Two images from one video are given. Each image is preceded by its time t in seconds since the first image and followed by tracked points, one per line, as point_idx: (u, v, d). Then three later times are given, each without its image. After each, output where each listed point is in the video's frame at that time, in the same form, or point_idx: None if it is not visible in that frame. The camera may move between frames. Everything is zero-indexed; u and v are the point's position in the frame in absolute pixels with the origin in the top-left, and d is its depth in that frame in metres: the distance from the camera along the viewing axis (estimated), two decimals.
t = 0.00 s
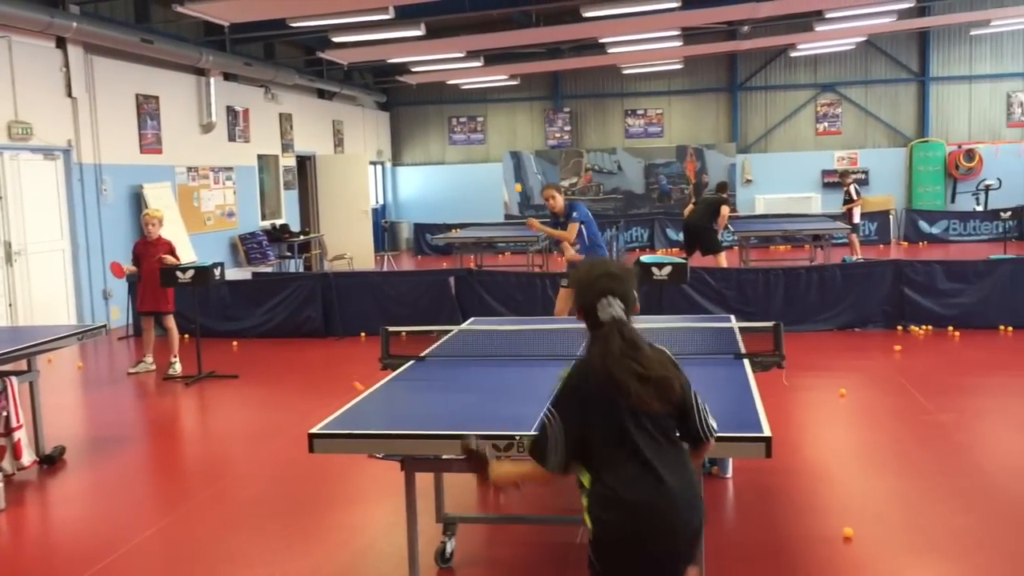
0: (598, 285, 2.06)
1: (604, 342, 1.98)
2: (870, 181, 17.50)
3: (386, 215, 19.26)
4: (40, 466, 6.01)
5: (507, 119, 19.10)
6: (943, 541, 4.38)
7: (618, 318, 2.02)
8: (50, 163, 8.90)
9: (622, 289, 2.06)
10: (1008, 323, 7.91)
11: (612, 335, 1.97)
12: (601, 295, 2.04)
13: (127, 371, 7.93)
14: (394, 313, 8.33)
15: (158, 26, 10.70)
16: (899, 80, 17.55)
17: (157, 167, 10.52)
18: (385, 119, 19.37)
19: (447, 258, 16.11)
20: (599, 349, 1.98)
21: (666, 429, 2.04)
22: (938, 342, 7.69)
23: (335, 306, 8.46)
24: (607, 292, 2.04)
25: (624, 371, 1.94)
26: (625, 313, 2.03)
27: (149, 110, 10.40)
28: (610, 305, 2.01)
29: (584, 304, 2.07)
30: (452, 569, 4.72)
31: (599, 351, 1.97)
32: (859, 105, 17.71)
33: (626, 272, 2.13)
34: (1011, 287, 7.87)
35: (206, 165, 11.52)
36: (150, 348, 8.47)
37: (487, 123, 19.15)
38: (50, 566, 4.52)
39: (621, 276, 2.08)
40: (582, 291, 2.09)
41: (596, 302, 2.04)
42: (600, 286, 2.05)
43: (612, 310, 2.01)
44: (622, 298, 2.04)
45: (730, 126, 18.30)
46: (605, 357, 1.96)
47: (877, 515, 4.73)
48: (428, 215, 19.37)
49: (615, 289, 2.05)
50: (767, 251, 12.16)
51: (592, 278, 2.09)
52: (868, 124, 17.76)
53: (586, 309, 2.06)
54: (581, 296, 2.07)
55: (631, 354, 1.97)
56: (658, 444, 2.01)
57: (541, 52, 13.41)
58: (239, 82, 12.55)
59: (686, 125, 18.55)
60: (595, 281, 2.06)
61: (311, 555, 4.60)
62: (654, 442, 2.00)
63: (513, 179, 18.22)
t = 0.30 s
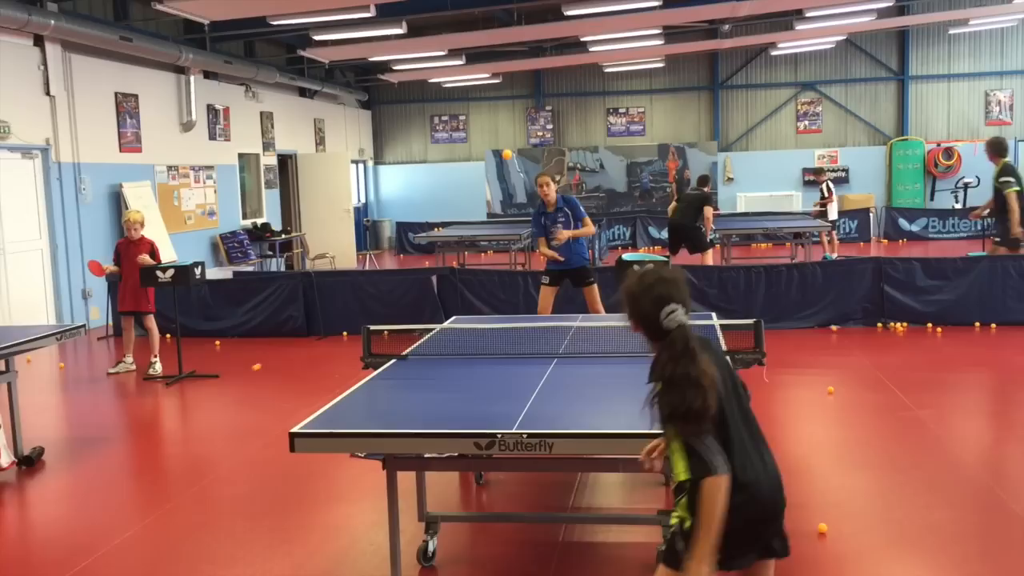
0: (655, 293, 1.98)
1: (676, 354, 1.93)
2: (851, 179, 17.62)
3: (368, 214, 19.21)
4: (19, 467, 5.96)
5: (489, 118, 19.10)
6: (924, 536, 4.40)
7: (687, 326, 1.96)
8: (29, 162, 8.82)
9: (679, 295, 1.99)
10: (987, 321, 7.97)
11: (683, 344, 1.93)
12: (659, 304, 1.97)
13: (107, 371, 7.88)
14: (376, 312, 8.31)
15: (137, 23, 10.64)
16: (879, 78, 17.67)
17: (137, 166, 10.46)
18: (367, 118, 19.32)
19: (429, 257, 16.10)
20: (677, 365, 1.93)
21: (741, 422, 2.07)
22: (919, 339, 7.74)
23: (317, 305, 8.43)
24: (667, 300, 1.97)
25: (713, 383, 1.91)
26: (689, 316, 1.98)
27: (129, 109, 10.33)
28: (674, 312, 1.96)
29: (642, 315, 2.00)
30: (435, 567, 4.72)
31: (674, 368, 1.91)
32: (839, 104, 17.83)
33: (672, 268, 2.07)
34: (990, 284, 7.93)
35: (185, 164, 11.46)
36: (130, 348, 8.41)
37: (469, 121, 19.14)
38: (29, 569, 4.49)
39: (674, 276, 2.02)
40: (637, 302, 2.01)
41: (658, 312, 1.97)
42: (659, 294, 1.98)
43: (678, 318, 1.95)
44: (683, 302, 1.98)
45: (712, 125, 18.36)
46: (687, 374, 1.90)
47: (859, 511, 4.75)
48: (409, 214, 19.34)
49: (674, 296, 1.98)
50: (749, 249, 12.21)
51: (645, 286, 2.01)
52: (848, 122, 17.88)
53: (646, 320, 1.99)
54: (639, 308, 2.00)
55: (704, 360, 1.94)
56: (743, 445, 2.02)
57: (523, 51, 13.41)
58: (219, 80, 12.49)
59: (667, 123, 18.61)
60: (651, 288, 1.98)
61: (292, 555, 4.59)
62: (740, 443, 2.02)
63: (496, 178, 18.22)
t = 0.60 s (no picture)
0: (682, 279, 2.12)
1: (714, 334, 2.08)
2: (835, 177, 17.68)
3: (353, 212, 19.13)
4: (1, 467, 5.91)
5: (474, 116, 19.07)
6: (907, 531, 4.43)
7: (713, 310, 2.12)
8: (10, 160, 8.76)
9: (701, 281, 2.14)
10: (970, 317, 8.03)
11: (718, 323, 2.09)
12: (687, 289, 2.11)
13: (90, 370, 7.83)
14: (361, 310, 8.29)
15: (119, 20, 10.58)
16: (862, 76, 17.76)
17: (120, 164, 10.40)
18: (352, 116, 19.25)
19: (414, 254, 16.06)
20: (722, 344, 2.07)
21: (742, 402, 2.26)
22: (902, 335, 7.79)
23: (302, 303, 8.40)
24: (694, 284, 2.11)
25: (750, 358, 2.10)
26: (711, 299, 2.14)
27: (111, 106, 10.27)
28: (702, 295, 2.10)
29: (671, 302, 2.12)
30: (420, 566, 4.71)
31: (720, 347, 2.05)
32: (823, 102, 17.92)
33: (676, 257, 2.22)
34: (971, 281, 7.99)
35: (168, 162, 11.39)
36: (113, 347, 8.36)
37: (454, 119, 19.11)
38: (11, 569, 4.45)
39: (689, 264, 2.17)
40: (665, 290, 2.12)
41: (690, 296, 2.10)
42: (686, 279, 2.11)
43: (707, 300, 2.10)
44: (706, 286, 2.14)
45: (696, 123, 18.40)
46: (732, 352, 2.06)
47: (844, 507, 4.78)
48: (394, 212, 19.29)
49: (698, 281, 2.13)
50: (733, 247, 12.26)
51: (667, 276, 2.13)
52: (832, 120, 17.96)
53: (675, 306, 2.11)
54: (667, 294, 2.12)
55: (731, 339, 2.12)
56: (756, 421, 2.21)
57: (508, 48, 13.41)
58: (202, 77, 12.43)
59: (652, 121, 18.63)
60: (679, 276, 2.11)
61: (277, 554, 4.58)
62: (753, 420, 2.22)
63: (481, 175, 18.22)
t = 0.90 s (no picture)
0: (673, 264, 2.12)
1: (693, 321, 2.07)
2: (816, 175, 17.78)
3: (335, 211, 19.07)
4: None
5: (457, 115, 19.07)
6: (888, 527, 4.46)
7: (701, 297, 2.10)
8: None
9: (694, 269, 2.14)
10: (949, 314, 8.09)
11: (699, 311, 2.08)
12: (676, 273, 2.11)
13: (70, 370, 7.78)
14: (344, 309, 8.27)
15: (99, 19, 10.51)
16: (843, 75, 17.87)
17: (100, 162, 10.33)
18: (334, 114, 19.19)
19: (397, 253, 16.05)
20: (698, 331, 2.06)
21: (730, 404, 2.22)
22: (883, 333, 7.84)
23: (285, 302, 8.37)
24: (685, 270, 2.11)
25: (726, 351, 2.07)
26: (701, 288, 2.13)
27: (91, 104, 10.20)
28: (690, 281, 2.09)
29: (660, 286, 2.13)
30: (404, 564, 4.71)
31: (695, 334, 2.04)
32: (804, 101, 18.02)
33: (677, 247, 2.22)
34: (950, 279, 8.06)
35: (149, 161, 11.33)
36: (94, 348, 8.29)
37: (436, 118, 19.09)
38: None
39: (686, 252, 2.17)
40: (655, 274, 2.13)
41: (676, 281, 2.10)
42: (677, 265, 2.11)
43: (695, 286, 2.09)
44: (698, 274, 2.13)
45: (678, 122, 18.46)
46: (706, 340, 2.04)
47: (826, 504, 4.80)
48: (377, 210, 19.25)
49: (690, 268, 2.12)
50: (716, 246, 12.31)
51: (660, 260, 2.14)
52: (813, 119, 18.07)
53: (662, 290, 2.12)
54: (657, 278, 2.13)
55: (713, 331, 2.10)
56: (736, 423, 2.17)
57: (491, 47, 13.41)
58: (183, 76, 12.37)
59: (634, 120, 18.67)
60: (670, 261, 2.12)
61: (259, 553, 4.56)
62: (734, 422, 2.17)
63: (464, 174, 18.20)
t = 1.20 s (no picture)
0: (670, 256, 2.07)
1: (684, 313, 2.00)
2: (795, 174, 17.91)
3: (315, 211, 18.98)
4: None
5: (437, 114, 19.06)
6: (866, 523, 4.50)
7: (695, 292, 2.03)
8: None
9: (694, 264, 2.07)
10: (926, 312, 8.16)
11: (691, 305, 2.01)
12: (673, 267, 2.06)
13: (46, 371, 7.71)
14: (324, 309, 8.25)
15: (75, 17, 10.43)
16: (821, 75, 18.01)
17: (77, 162, 10.25)
18: (314, 114, 19.12)
19: (377, 253, 16.02)
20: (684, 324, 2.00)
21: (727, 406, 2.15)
22: (861, 330, 7.89)
23: (263, 303, 8.33)
24: (681, 264, 2.05)
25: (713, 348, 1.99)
26: (700, 283, 2.06)
27: (67, 104, 10.12)
28: (685, 274, 2.03)
29: (655, 279, 2.08)
30: (384, 564, 4.70)
31: (680, 328, 1.98)
32: (782, 100, 18.14)
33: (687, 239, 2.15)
34: (927, 277, 8.14)
35: (126, 160, 11.25)
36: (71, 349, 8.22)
37: (416, 117, 19.07)
38: None
39: (690, 245, 2.10)
40: (651, 265, 2.09)
41: (669, 274, 2.05)
42: (673, 258, 2.06)
43: (689, 281, 2.03)
44: (697, 268, 2.06)
45: (657, 121, 18.53)
46: (693, 336, 1.97)
47: (806, 500, 4.83)
48: (357, 210, 19.20)
49: (689, 262, 2.06)
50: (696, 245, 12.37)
51: (659, 251, 2.09)
52: (791, 119, 18.19)
53: (658, 282, 2.07)
54: (654, 269, 2.09)
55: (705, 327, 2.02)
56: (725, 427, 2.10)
57: (470, 46, 13.42)
58: (160, 75, 12.30)
59: (614, 119, 18.72)
60: (666, 253, 2.06)
61: (239, 554, 4.55)
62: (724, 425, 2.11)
63: (444, 173, 18.18)
